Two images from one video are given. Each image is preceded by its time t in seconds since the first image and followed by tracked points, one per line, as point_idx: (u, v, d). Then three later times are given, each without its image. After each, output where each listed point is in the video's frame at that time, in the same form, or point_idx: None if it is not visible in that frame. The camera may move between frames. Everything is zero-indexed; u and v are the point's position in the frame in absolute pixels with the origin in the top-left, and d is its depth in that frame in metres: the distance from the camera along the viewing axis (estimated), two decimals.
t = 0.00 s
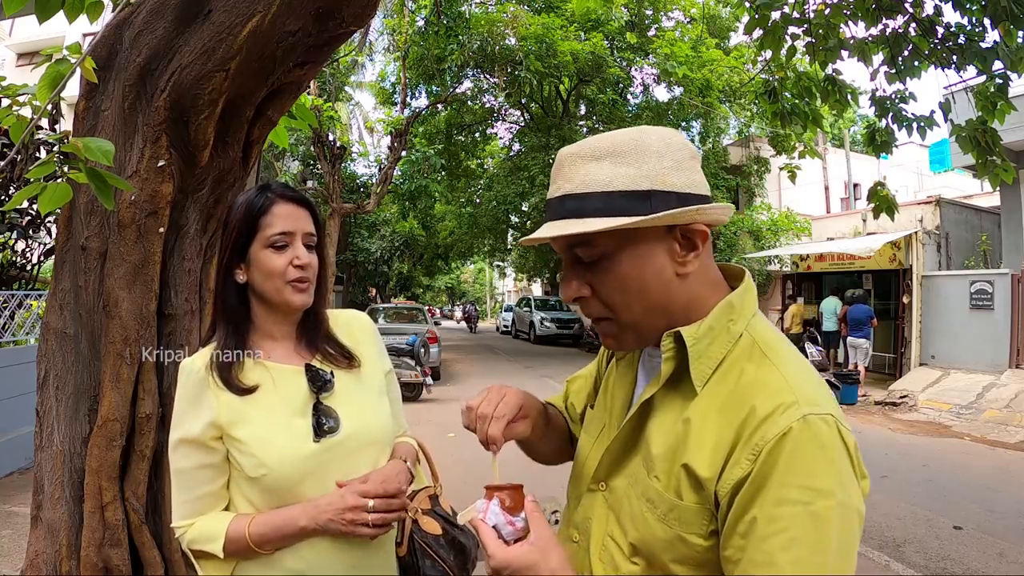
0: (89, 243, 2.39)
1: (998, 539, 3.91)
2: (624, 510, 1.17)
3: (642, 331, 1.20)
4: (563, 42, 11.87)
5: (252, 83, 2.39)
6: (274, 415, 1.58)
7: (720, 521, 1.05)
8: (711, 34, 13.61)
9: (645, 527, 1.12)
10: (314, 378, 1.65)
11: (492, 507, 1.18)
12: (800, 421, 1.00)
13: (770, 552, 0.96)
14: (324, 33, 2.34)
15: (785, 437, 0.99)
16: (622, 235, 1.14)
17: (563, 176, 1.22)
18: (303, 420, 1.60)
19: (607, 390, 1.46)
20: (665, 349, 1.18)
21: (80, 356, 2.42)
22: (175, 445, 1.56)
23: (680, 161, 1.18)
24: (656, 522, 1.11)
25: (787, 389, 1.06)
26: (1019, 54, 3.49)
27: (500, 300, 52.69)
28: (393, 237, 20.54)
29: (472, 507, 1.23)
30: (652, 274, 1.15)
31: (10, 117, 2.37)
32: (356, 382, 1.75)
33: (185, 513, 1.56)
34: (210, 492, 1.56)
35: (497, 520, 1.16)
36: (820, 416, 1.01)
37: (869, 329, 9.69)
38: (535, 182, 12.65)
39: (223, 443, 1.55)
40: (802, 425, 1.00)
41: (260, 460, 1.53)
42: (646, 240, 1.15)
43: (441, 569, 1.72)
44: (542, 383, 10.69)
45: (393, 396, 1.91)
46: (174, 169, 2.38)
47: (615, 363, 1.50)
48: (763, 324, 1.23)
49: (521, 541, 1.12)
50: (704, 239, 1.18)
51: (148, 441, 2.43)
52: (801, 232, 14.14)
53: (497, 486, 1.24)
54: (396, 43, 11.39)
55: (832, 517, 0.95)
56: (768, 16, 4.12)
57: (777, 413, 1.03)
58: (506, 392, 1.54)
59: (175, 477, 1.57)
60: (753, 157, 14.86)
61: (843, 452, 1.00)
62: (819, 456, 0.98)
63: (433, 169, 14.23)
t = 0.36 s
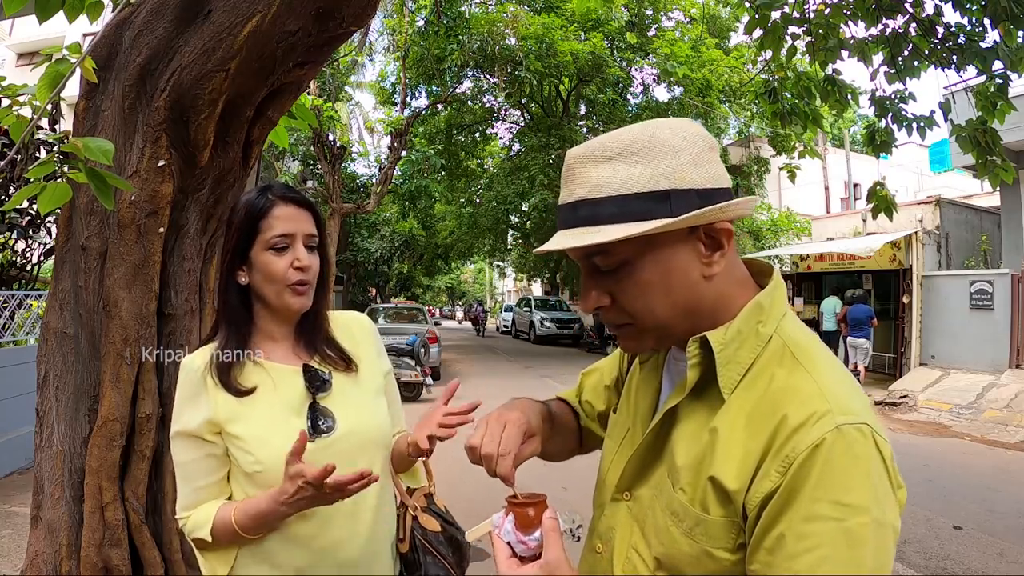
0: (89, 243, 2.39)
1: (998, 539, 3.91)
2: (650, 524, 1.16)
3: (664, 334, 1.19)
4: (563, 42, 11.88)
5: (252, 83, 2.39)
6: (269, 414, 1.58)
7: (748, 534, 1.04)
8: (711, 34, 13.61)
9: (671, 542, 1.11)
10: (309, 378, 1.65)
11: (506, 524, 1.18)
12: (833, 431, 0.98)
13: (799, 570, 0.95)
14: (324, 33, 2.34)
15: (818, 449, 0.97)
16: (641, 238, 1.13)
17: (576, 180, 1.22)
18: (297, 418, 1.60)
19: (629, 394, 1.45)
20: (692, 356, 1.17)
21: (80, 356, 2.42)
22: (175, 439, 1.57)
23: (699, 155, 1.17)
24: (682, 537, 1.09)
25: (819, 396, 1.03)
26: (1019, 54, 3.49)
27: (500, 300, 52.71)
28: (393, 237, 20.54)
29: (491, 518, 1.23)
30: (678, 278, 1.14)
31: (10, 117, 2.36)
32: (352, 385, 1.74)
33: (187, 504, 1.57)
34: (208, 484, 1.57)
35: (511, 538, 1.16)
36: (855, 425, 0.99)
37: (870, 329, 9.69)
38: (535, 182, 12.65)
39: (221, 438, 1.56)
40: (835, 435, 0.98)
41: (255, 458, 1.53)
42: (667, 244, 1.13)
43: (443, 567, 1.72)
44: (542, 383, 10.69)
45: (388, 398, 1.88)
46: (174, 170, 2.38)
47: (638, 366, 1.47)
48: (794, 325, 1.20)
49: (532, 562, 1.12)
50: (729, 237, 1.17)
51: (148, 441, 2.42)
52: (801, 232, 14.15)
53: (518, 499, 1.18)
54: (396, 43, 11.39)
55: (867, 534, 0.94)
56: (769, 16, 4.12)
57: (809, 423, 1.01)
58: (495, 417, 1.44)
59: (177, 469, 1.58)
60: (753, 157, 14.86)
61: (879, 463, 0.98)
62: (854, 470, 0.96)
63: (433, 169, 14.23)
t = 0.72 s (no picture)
0: (89, 243, 2.39)
1: (998, 539, 3.92)
2: (651, 529, 1.16)
3: (667, 339, 1.19)
4: (563, 42, 11.89)
5: (253, 83, 2.39)
6: (276, 412, 1.58)
7: (746, 543, 1.04)
8: (711, 34, 13.61)
9: (672, 548, 1.11)
10: (314, 376, 1.65)
11: (513, 520, 1.17)
12: (834, 440, 0.97)
13: None
14: (324, 33, 2.34)
15: (818, 458, 0.97)
16: (636, 244, 1.13)
17: (571, 187, 1.23)
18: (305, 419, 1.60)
19: (638, 395, 1.45)
20: (693, 360, 1.17)
21: (80, 356, 2.42)
22: (180, 440, 1.56)
23: (695, 157, 1.16)
24: (682, 543, 1.09)
25: (822, 404, 1.03)
26: (1019, 54, 3.49)
27: (500, 301, 52.72)
28: (393, 238, 20.55)
29: (496, 516, 1.22)
30: (677, 283, 1.14)
31: (10, 117, 2.37)
32: (354, 386, 1.74)
33: (196, 506, 1.56)
34: (216, 485, 1.56)
35: (516, 535, 1.15)
36: (857, 434, 0.98)
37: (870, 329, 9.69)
38: (535, 182, 12.66)
39: (228, 435, 1.55)
40: (836, 445, 0.97)
41: (262, 456, 1.53)
42: (665, 249, 1.13)
43: (443, 564, 1.74)
44: (542, 383, 10.68)
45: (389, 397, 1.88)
46: (174, 169, 2.38)
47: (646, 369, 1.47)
48: (800, 327, 1.19)
49: (539, 560, 1.11)
50: (731, 238, 1.16)
51: (148, 441, 2.42)
52: (801, 232, 14.16)
53: (525, 498, 1.18)
54: (396, 43, 11.39)
55: (868, 547, 0.92)
56: (769, 16, 4.12)
57: (810, 432, 1.00)
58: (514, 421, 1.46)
59: (182, 471, 1.56)
60: (753, 157, 14.87)
61: (882, 474, 0.97)
62: (855, 480, 0.95)
63: (433, 169, 14.23)
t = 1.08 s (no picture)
0: (89, 243, 2.39)
1: (998, 539, 3.91)
2: (646, 530, 1.16)
3: (663, 341, 1.19)
4: (563, 42, 11.89)
5: (252, 83, 2.39)
6: (286, 412, 1.58)
7: (739, 545, 1.03)
8: (711, 34, 13.61)
9: (667, 548, 1.11)
10: (322, 375, 1.66)
11: (518, 515, 1.16)
12: (826, 444, 0.97)
13: None
14: (324, 32, 2.35)
15: (811, 460, 0.96)
16: (630, 246, 1.13)
17: (566, 189, 1.23)
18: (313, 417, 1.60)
19: (640, 393, 1.45)
20: (689, 361, 1.18)
21: (80, 356, 2.42)
22: (186, 441, 1.55)
23: (687, 160, 1.16)
24: (677, 543, 1.09)
25: (814, 407, 1.02)
26: (1019, 54, 3.49)
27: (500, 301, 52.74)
28: (393, 238, 20.55)
29: (499, 512, 1.22)
30: (673, 285, 1.14)
31: (10, 117, 2.36)
32: (359, 384, 1.76)
33: (200, 505, 1.55)
34: (218, 486, 1.55)
35: (522, 531, 1.14)
36: (850, 437, 0.97)
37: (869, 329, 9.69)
38: (535, 182, 12.66)
39: (236, 434, 1.55)
40: (828, 448, 0.96)
41: (271, 454, 1.53)
42: (662, 250, 1.13)
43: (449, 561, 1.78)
44: (543, 383, 10.68)
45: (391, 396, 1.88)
46: (174, 169, 2.38)
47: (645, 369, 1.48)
48: (798, 327, 1.19)
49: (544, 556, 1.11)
50: (723, 239, 1.15)
51: (148, 441, 2.42)
52: (801, 232, 14.16)
53: (532, 494, 1.18)
54: (396, 43, 11.39)
55: (861, 551, 0.91)
56: (769, 16, 4.11)
57: (802, 435, 1.00)
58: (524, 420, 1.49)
59: (188, 470, 1.56)
60: (753, 157, 14.86)
61: (876, 477, 0.96)
62: (847, 484, 0.94)
63: (433, 168, 14.23)
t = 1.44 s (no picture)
0: (89, 243, 2.38)
1: (998, 539, 3.92)
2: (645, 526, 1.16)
3: (665, 340, 1.19)
4: (563, 42, 11.90)
5: (252, 83, 2.39)
6: (294, 413, 1.58)
7: (739, 540, 1.03)
8: (711, 34, 13.61)
9: (667, 543, 1.11)
10: (327, 377, 1.66)
11: (520, 510, 1.17)
12: (825, 440, 0.97)
13: None
14: (324, 32, 2.35)
15: (810, 457, 0.96)
16: (630, 243, 1.13)
17: (568, 188, 1.24)
18: (318, 417, 1.59)
19: (638, 392, 1.45)
20: (688, 358, 1.17)
21: (80, 356, 2.42)
22: (189, 442, 1.53)
23: (688, 158, 1.16)
24: (677, 538, 1.09)
25: (813, 404, 1.02)
26: (1018, 54, 3.49)
27: (500, 300, 52.77)
28: (393, 238, 20.56)
29: (500, 505, 1.22)
30: (673, 282, 1.14)
31: (10, 117, 2.37)
32: (363, 382, 1.76)
33: (209, 510, 1.52)
34: (225, 489, 1.53)
35: (524, 525, 1.15)
36: (849, 432, 0.97)
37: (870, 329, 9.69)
38: (535, 182, 12.66)
39: (245, 435, 1.55)
40: (828, 444, 0.96)
41: (281, 456, 1.53)
42: (661, 246, 1.13)
43: (446, 566, 1.79)
44: (543, 383, 10.68)
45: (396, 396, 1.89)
46: (174, 169, 2.38)
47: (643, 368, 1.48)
48: (796, 325, 1.20)
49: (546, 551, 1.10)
50: (723, 236, 1.15)
51: (148, 441, 2.42)
52: (801, 232, 14.17)
53: (532, 488, 1.20)
54: (396, 43, 11.40)
55: (859, 545, 0.91)
56: (769, 16, 4.11)
57: (801, 431, 1.00)
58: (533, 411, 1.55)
59: (190, 473, 1.52)
60: (753, 157, 14.86)
61: (874, 472, 0.96)
62: (847, 479, 0.94)
63: (433, 169, 14.24)
